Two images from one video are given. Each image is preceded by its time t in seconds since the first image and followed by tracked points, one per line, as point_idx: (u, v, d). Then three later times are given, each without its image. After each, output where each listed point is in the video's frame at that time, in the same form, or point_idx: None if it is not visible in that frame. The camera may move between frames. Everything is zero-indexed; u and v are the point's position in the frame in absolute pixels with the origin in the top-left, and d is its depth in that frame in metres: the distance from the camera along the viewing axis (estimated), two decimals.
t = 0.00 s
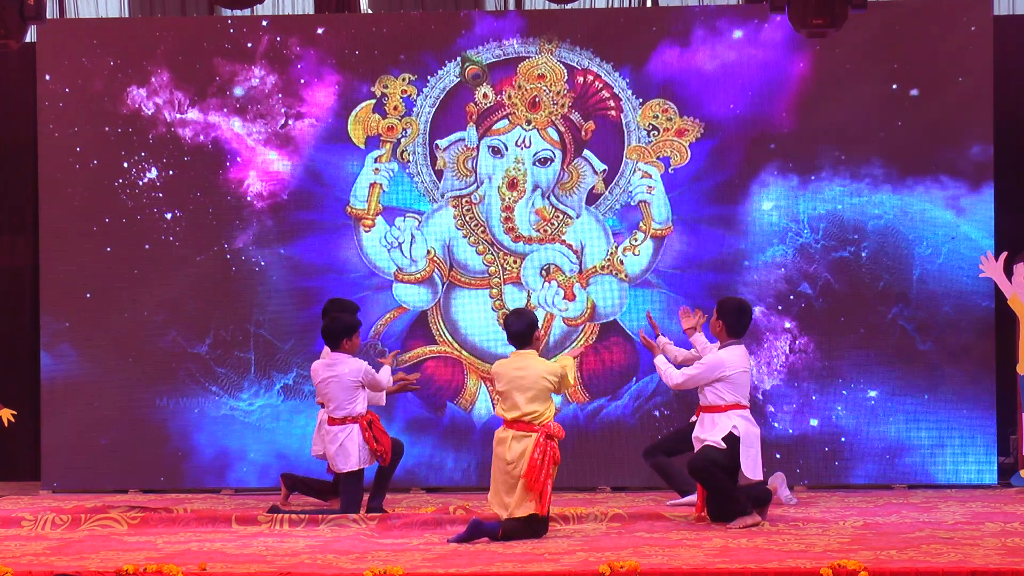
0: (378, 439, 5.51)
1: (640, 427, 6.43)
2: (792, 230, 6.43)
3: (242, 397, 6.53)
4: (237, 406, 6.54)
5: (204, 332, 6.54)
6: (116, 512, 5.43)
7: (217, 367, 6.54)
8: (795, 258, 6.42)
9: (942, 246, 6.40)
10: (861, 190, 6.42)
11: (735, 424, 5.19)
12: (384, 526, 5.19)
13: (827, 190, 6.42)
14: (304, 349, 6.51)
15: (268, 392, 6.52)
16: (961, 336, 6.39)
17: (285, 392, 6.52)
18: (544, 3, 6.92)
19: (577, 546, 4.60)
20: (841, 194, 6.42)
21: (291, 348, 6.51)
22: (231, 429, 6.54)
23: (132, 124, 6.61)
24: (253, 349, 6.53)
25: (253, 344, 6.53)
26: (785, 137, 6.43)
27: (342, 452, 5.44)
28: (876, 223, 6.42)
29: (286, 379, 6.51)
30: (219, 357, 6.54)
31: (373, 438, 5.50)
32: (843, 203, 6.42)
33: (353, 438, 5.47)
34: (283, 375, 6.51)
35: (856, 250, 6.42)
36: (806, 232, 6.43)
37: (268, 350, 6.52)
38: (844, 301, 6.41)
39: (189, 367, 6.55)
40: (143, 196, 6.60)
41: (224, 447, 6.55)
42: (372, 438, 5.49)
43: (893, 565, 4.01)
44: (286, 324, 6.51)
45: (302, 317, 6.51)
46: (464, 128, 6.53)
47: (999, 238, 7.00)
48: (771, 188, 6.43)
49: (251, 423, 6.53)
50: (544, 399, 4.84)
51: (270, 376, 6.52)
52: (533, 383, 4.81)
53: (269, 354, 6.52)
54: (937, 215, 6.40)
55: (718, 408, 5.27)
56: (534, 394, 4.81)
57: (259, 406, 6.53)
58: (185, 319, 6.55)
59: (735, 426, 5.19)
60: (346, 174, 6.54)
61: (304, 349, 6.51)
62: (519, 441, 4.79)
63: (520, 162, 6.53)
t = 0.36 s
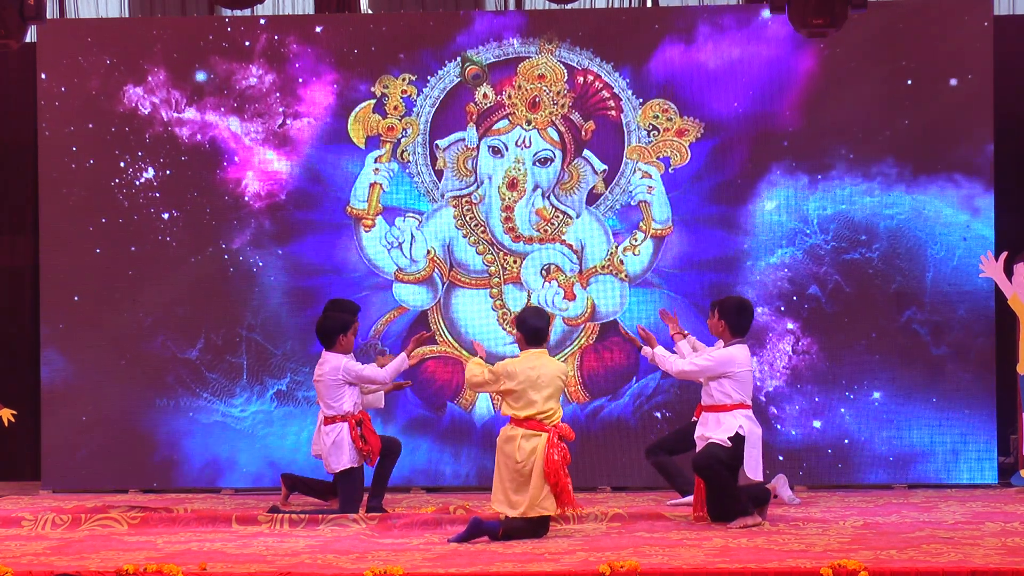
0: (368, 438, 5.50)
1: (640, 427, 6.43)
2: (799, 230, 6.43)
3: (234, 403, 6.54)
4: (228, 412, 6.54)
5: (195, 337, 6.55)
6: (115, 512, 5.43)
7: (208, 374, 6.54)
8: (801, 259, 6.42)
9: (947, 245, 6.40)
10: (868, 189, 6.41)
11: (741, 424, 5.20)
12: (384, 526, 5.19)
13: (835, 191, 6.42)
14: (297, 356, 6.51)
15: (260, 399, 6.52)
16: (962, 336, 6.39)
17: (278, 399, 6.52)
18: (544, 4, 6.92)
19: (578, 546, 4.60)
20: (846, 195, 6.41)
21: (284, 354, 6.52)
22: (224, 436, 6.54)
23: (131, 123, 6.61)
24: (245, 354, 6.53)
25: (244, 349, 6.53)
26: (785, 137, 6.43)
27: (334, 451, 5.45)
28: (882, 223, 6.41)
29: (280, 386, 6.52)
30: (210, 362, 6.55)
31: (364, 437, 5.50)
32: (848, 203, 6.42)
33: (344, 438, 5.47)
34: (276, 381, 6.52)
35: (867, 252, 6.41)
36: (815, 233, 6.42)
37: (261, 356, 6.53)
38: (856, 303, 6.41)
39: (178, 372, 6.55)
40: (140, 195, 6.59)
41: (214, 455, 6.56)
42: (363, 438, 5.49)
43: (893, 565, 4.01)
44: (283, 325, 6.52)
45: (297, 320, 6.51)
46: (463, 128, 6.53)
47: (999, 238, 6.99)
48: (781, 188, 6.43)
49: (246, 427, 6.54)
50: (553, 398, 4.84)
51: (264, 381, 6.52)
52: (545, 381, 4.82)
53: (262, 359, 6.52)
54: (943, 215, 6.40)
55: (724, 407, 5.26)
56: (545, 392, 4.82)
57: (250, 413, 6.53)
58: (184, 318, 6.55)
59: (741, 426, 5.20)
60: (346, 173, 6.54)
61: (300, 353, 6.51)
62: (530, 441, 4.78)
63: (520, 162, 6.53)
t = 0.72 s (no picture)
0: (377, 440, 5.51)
1: (640, 427, 6.43)
2: (804, 231, 6.43)
3: (224, 409, 6.54)
4: (218, 418, 6.54)
5: (186, 341, 6.55)
6: (116, 512, 5.43)
7: (198, 380, 6.54)
8: (806, 259, 6.42)
9: (951, 245, 6.40)
10: (873, 189, 6.41)
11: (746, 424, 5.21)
12: (384, 526, 5.19)
13: (840, 191, 6.42)
14: (290, 360, 6.51)
15: (252, 405, 6.52)
16: (962, 336, 6.39)
17: (270, 405, 6.52)
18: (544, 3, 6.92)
19: (578, 546, 4.60)
20: (851, 195, 6.41)
21: (276, 359, 6.52)
22: (214, 444, 6.54)
23: (129, 123, 6.61)
24: (235, 360, 6.53)
25: (235, 355, 6.53)
26: (785, 138, 6.43)
27: (343, 451, 5.44)
28: (887, 223, 6.41)
29: (273, 392, 6.51)
30: (199, 367, 6.55)
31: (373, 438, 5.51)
32: (852, 203, 6.41)
33: (354, 437, 5.47)
34: (268, 388, 6.52)
35: (881, 253, 6.41)
36: (821, 233, 6.42)
37: (252, 361, 6.52)
38: (867, 304, 6.41)
39: (167, 378, 6.56)
40: (136, 195, 6.60)
41: (205, 464, 6.55)
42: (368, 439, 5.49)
43: (893, 565, 4.01)
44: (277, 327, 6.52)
45: (291, 324, 6.51)
46: (464, 128, 6.53)
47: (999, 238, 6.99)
48: (791, 188, 6.43)
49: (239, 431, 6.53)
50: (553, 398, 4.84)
51: (255, 388, 6.52)
52: (543, 380, 4.82)
53: (254, 364, 6.52)
54: (947, 215, 6.40)
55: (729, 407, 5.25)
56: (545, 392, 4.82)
57: (242, 420, 6.53)
58: (182, 318, 6.55)
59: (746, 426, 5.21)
60: (346, 173, 6.54)
61: (293, 357, 6.51)
62: (530, 441, 4.78)
63: (520, 162, 6.53)
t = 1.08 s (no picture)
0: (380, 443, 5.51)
1: (641, 427, 6.43)
2: (809, 231, 6.43)
3: (213, 416, 6.54)
4: (207, 425, 6.54)
5: (172, 347, 6.55)
6: (115, 512, 5.43)
7: (187, 386, 6.54)
8: (812, 259, 6.42)
9: (966, 245, 6.39)
10: (878, 189, 6.41)
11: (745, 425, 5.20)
12: (385, 526, 5.19)
13: (846, 192, 6.42)
14: (281, 366, 6.51)
15: (242, 412, 6.52)
16: (963, 336, 6.38)
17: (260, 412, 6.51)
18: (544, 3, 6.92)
19: (578, 545, 4.60)
20: (855, 196, 6.42)
21: (268, 364, 6.52)
22: (203, 453, 6.54)
23: (127, 122, 6.61)
24: (225, 365, 6.53)
25: (225, 360, 6.53)
26: (785, 138, 6.43)
27: (347, 452, 5.43)
28: (893, 224, 6.41)
29: (264, 399, 6.51)
30: (188, 373, 6.55)
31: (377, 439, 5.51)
32: (855, 203, 6.42)
33: (357, 438, 5.46)
34: (260, 394, 6.51)
35: (893, 255, 6.41)
36: (827, 234, 6.42)
37: (243, 367, 6.52)
38: (880, 306, 6.41)
39: (154, 384, 6.55)
40: (132, 195, 6.60)
41: (195, 471, 6.55)
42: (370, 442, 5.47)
43: (893, 565, 4.01)
44: (271, 329, 6.52)
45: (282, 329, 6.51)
46: (464, 128, 6.53)
47: (999, 238, 7.00)
48: (805, 186, 6.43)
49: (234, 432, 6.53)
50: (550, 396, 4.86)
51: (246, 395, 6.52)
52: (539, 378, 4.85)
53: (245, 370, 6.52)
54: (952, 215, 6.40)
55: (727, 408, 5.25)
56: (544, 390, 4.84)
57: (231, 427, 6.52)
58: (181, 318, 6.55)
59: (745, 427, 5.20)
60: (346, 173, 6.54)
61: (284, 362, 6.51)
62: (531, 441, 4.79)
63: (520, 162, 6.53)
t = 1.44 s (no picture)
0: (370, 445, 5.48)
1: (640, 427, 6.43)
2: (815, 233, 6.42)
3: (201, 424, 6.54)
4: (196, 432, 6.54)
5: (161, 351, 6.55)
6: (115, 512, 5.43)
7: (175, 393, 6.55)
8: (819, 261, 6.42)
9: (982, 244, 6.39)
10: (882, 189, 6.41)
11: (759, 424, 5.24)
12: (385, 526, 5.20)
13: (851, 194, 6.41)
14: (272, 372, 6.51)
15: (231, 419, 6.52)
16: (964, 336, 6.38)
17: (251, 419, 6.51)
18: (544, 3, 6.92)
19: (578, 545, 4.60)
20: (858, 196, 6.41)
21: (258, 369, 6.52)
22: (192, 461, 6.54)
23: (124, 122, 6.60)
24: (214, 370, 6.53)
25: (214, 366, 6.53)
26: (785, 138, 6.43)
27: (334, 451, 5.45)
28: (897, 224, 6.41)
29: (255, 405, 6.51)
30: (176, 379, 6.54)
31: (366, 441, 5.48)
32: (858, 204, 6.41)
33: (345, 438, 5.46)
34: (250, 401, 6.51)
35: (908, 256, 6.41)
36: (833, 235, 6.42)
37: (232, 373, 6.52)
38: (894, 309, 6.40)
39: (142, 390, 6.56)
40: (128, 195, 6.60)
41: (187, 478, 6.55)
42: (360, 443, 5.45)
43: (894, 565, 4.01)
44: (265, 332, 6.52)
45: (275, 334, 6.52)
46: (464, 128, 6.53)
47: (999, 237, 7.00)
48: (819, 186, 6.42)
49: (225, 436, 6.53)
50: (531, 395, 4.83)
51: (235, 402, 6.52)
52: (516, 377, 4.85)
53: (234, 376, 6.52)
54: (956, 215, 6.40)
55: (741, 409, 5.27)
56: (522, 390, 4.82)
57: (221, 435, 6.53)
58: (180, 318, 6.55)
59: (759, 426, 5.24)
60: (346, 173, 6.54)
61: (275, 368, 6.51)
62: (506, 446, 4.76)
63: (520, 162, 6.53)
